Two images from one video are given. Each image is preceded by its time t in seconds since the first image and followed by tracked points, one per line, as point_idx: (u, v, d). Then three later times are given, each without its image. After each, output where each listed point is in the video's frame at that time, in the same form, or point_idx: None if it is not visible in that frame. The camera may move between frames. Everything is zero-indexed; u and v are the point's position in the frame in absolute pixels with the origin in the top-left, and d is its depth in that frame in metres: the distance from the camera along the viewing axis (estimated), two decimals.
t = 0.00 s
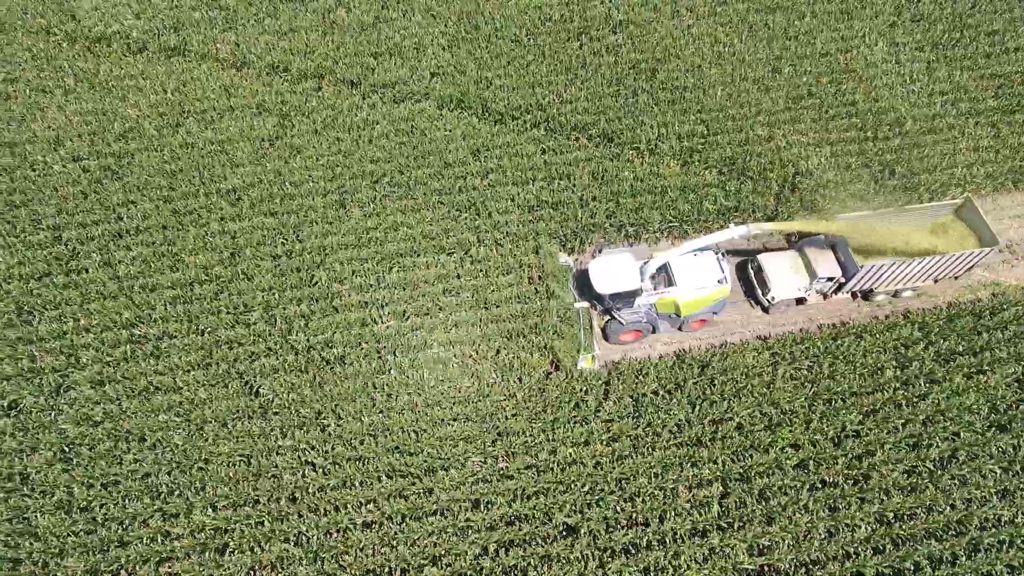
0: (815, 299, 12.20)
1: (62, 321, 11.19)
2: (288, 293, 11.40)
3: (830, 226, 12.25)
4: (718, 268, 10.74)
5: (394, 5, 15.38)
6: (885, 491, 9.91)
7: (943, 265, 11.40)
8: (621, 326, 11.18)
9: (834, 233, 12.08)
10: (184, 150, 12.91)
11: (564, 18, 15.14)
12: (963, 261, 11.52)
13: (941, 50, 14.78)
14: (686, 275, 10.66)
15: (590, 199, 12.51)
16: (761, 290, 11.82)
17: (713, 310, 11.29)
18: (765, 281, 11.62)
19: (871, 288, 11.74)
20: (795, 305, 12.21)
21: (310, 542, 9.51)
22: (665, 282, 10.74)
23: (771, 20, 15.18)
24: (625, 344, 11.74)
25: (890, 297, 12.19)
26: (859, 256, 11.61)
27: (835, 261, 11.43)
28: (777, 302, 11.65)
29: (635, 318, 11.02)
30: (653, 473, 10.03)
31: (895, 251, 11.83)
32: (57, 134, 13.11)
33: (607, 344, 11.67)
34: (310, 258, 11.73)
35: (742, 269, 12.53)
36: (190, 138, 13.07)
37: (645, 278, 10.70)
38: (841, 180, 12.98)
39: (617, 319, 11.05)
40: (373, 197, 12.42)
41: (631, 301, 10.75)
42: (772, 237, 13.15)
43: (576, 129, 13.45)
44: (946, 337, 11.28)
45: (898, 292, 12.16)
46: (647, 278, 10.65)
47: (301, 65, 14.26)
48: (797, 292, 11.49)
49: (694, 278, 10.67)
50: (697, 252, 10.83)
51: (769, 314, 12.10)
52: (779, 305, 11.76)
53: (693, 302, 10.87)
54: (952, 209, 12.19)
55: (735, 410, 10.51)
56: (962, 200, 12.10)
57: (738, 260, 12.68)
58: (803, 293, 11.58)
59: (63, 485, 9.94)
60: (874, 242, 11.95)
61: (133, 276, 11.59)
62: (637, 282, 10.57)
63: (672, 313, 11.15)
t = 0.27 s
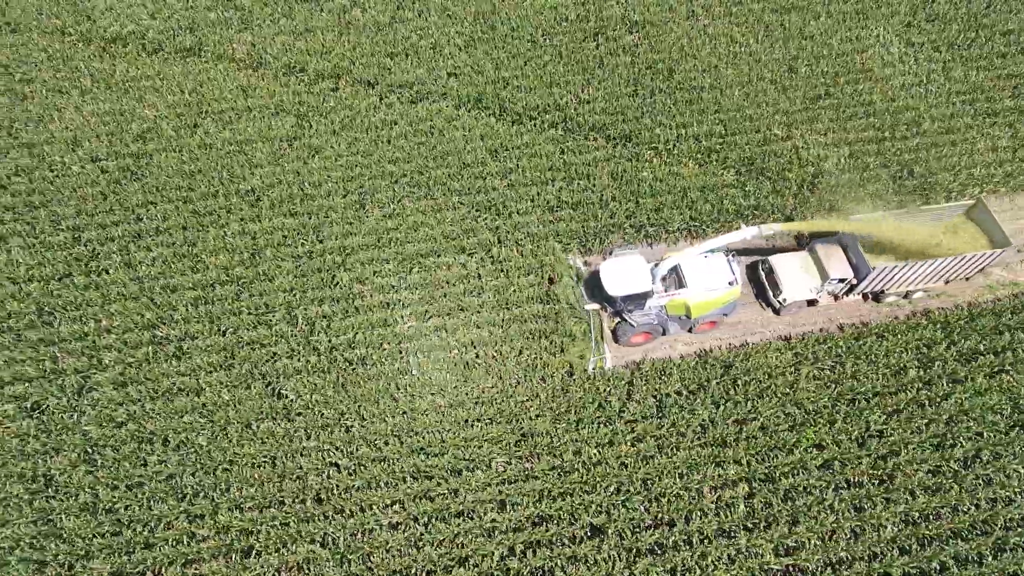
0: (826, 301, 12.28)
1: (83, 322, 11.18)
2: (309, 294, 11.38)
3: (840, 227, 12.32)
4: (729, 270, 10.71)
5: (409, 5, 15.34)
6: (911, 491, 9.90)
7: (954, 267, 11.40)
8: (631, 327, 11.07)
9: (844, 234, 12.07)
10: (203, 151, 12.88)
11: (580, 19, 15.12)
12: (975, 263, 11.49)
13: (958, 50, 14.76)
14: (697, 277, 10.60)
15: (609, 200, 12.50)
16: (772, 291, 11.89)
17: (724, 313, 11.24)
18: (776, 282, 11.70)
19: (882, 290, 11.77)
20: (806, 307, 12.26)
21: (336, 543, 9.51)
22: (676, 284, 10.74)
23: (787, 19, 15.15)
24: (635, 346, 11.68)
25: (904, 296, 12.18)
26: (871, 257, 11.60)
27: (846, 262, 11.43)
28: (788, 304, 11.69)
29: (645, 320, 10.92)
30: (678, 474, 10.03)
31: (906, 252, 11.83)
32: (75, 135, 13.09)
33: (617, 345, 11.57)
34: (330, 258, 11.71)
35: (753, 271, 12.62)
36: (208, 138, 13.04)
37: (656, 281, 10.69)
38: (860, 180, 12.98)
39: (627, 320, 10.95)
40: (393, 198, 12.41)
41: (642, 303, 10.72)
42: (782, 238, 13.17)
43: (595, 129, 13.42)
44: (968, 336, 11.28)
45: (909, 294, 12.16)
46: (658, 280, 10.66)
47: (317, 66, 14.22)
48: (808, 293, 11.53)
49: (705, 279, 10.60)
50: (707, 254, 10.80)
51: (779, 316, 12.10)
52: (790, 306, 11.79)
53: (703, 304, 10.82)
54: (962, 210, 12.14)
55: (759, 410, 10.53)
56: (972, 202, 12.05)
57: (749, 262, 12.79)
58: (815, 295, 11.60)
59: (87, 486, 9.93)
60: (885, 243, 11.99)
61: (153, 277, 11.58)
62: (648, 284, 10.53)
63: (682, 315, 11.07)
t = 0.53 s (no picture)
0: (838, 302, 12.28)
1: (104, 323, 11.17)
2: (329, 295, 11.37)
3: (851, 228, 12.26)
4: (739, 272, 10.71)
5: (424, 5, 15.31)
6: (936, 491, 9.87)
7: (967, 268, 11.32)
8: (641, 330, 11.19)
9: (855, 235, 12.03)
10: (220, 151, 12.86)
11: (595, 19, 15.10)
12: (987, 263, 11.41)
13: (974, 49, 14.74)
14: (707, 279, 10.64)
15: (628, 200, 12.50)
16: (783, 293, 11.90)
17: (734, 315, 11.26)
18: (787, 284, 11.71)
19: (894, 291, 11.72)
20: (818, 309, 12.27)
21: (362, 544, 9.51)
22: (686, 286, 10.80)
23: (803, 18, 15.12)
24: (646, 348, 11.79)
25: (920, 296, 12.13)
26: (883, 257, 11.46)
27: (857, 264, 11.41)
28: (799, 305, 11.67)
29: (655, 323, 11.01)
30: (702, 474, 10.07)
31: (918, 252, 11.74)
32: (92, 135, 13.06)
33: (627, 347, 11.71)
34: (350, 259, 11.69)
35: (764, 273, 12.65)
36: (225, 138, 13.00)
37: (667, 283, 10.73)
38: (878, 180, 12.95)
39: (637, 323, 11.07)
40: (411, 198, 12.39)
41: (653, 305, 10.79)
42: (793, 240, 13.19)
43: (612, 129, 13.39)
44: (990, 336, 11.25)
45: (920, 295, 12.13)
46: (668, 282, 10.74)
47: (333, 66, 14.19)
48: (819, 294, 11.50)
49: (714, 281, 10.65)
50: (717, 256, 10.87)
51: (789, 318, 12.14)
52: (801, 308, 11.79)
53: (713, 306, 10.86)
54: (972, 211, 12.10)
55: (782, 410, 10.58)
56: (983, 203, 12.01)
57: (760, 264, 12.82)
58: (826, 296, 11.57)
59: (111, 487, 9.91)
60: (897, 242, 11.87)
61: (173, 278, 11.57)
62: (659, 287, 10.57)
63: (692, 317, 11.11)
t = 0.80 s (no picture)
0: (848, 303, 12.23)
1: (125, 323, 11.17)
2: (350, 295, 11.36)
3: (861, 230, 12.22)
4: (749, 274, 10.68)
5: (439, 5, 15.28)
6: (962, 492, 9.82)
7: (979, 269, 11.27)
8: (650, 332, 11.17)
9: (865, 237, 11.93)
10: (238, 150, 12.83)
11: (611, 18, 15.08)
12: (999, 264, 11.35)
13: (991, 49, 14.68)
14: (717, 282, 10.63)
15: (648, 200, 12.49)
16: (794, 295, 11.83)
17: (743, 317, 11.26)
18: (798, 286, 11.65)
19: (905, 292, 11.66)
20: (828, 310, 12.23)
21: (387, 544, 9.51)
22: (696, 289, 10.79)
23: (819, 18, 15.08)
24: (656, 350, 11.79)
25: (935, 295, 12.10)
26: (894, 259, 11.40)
27: (868, 266, 11.31)
28: (810, 307, 11.60)
29: (665, 325, 11.01)
30: (726, 474, 10.13)
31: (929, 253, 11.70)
32: (109, 134, 13.04)
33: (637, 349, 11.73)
34: (370, 259, 11.67)
35: (774, 275, 12.65)
36: (242, 138, 12.97)
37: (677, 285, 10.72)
38: (898, 179, 12.89)
39: (647, 325, 11.05)
40: (430, 198, 12.36)
41: (663, 308, 10.77)
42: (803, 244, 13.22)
43: (630, 128, 13.36)
44: (1013, 335, 11.19)
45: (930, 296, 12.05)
46: (679, 284, 10.73)
47: (349, 65, 14.13)
48: (830, 296, 11.43)
49: (724, 284, 10.64)
50: (728, 259, 10.85)
51: (798, 321, 12.18)
52: (811, 310, 11.72)
53: (723, 308, 10.84)
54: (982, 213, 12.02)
55: (805, 410, 10.66)
56: (993, 204, 11.95)
57: (770, 266, 12.79)
58: (837, 298, 11.50)
59: (134, 488, 9.91)
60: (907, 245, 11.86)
61: (193, 278, 11.55)
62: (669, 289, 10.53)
63: (702, 319, 11.12)
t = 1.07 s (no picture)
0: (871, 317, 12.06)
1: (159, 311, 11.27)
2: (381, 291, 11.39)
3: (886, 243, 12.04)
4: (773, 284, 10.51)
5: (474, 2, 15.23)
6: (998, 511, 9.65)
7: (1006, 286, 11.13)
8: (669, 338, 11.05)
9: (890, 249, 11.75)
10: (272, 143, 12.88)
11: (646, 20, 14.97)
12: None
13: None
14: (740, 290, 10.42)
15: (682, 205, 12.45)
16: (817, 306, 11.72)
17: (765, 327, 11.10)
18: (821, 297, 11.52)
19: (930, 307, 11.49)
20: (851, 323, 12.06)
21: (415, 540, 9.57)
22: (718, 296, 10.59)
23: (858, 23, 14.86)
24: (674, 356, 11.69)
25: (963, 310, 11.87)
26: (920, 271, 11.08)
27: (894, 279, 11.17)
28: (833, 319, 11.49)
29: (685, 332, 10.85)
30: (757, 483, 10.08)
31: (956, 269, 11.53)
32: (145, 123, 13.14)
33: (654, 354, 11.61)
34: (401, 255, 11.68)
35: (797, 285, 12.49)
36: (277, 130, 13.02)
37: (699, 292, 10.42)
38: (936, 190, 12.68)
39: (666, 331, 10.90)
40: (462, 195, 12.35)
41: (683, 314, 10.55)
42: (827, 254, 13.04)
43: (664, 131, 13.27)
44: None
45: (955, 311, 11.89)
46: (700, 291, 10.47)
47: (383, 61, 14.13)
48: (855, 309, 11.29)
49: (748, 293, 10.44)
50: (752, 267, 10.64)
51: (820, 332, 12.02)
52: (834, 322, 11.60)
53: (745, 317, 10.65)
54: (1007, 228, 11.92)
55: (837, 421, 10.60)
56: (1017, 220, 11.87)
57: (793, 276, 12.64)
58: (861, 311, 11.36)
59: (166, 475, 10.01)
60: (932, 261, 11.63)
61: (226, 269, 11.63)
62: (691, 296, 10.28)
63: (723, 328, 10.95)
